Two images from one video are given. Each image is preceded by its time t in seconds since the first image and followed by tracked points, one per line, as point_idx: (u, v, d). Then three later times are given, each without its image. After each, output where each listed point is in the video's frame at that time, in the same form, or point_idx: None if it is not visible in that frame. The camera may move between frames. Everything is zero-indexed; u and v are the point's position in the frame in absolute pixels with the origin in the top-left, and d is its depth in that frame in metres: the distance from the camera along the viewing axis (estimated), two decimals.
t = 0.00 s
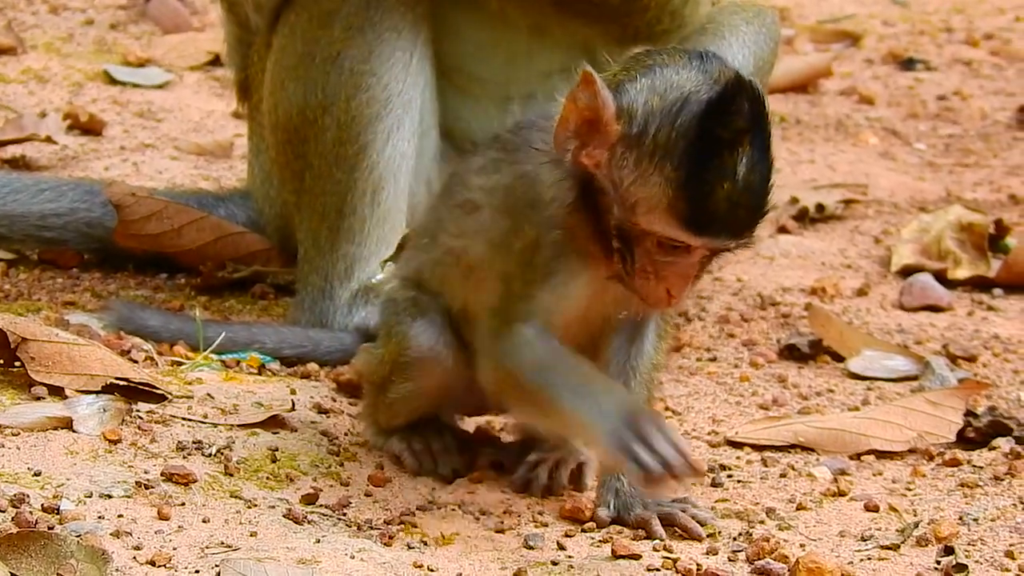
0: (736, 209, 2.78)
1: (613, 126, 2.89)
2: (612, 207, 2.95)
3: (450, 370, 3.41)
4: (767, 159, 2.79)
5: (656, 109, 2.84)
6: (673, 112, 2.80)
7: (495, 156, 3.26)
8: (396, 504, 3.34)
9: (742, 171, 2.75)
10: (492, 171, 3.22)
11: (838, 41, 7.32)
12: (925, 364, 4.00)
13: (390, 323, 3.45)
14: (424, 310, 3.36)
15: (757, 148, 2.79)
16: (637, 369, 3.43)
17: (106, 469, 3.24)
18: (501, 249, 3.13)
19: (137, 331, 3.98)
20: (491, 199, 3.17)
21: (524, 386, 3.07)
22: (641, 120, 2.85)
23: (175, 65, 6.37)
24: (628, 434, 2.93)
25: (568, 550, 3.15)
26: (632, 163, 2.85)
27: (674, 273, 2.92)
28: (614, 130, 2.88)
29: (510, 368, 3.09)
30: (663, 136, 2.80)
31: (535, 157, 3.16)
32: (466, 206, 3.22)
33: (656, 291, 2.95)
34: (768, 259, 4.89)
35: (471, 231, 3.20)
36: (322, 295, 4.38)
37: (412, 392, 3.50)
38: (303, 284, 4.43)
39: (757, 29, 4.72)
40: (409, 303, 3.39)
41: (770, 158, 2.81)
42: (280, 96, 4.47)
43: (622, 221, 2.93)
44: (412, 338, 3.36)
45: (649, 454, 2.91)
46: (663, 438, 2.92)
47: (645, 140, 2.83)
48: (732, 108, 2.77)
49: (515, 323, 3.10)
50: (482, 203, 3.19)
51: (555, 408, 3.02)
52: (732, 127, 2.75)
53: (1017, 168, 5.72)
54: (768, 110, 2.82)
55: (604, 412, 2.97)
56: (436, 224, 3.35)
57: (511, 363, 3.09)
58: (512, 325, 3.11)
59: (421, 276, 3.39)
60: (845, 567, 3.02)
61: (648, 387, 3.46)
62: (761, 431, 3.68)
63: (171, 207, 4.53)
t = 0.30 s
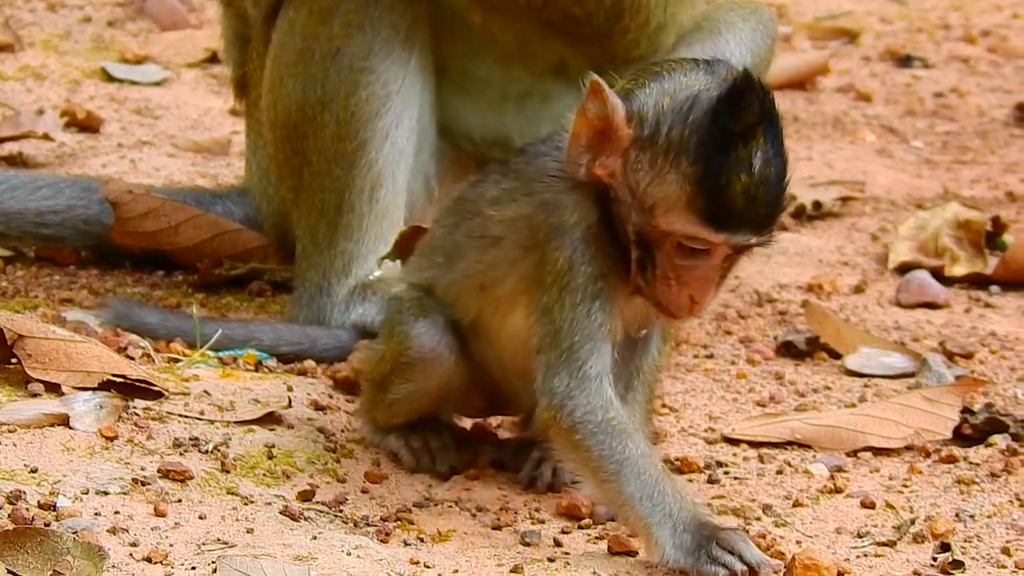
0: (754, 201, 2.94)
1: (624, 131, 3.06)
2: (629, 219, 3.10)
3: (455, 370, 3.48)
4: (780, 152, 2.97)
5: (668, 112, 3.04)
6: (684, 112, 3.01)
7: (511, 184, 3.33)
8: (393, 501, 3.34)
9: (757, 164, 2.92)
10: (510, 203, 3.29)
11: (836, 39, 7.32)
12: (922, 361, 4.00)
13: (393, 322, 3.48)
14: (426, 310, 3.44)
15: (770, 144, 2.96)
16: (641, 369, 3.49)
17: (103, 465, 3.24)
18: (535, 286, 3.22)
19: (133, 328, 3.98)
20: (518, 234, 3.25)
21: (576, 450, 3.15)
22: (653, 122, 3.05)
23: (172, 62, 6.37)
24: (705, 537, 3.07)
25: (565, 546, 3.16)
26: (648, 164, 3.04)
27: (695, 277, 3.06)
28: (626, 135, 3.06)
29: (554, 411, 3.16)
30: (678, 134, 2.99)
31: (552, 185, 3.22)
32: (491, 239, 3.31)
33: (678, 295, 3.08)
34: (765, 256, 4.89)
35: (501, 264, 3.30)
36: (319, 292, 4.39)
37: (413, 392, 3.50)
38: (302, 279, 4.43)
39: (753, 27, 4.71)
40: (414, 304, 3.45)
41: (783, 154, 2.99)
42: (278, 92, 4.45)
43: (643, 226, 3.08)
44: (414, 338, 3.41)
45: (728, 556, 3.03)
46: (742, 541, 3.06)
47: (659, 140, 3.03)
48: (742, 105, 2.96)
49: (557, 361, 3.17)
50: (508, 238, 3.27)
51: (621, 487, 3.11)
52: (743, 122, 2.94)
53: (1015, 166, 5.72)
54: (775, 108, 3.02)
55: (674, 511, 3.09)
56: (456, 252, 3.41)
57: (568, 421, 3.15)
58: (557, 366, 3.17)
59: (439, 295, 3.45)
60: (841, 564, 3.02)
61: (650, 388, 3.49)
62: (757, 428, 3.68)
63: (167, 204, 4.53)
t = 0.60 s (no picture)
0: (761, 189, 2.93)
1: (630, 120, 3.06)
2: (635, 208, 3.10)
3: (456, 369, 3.48)
4: (787, 142, 2.96)
5: (675, 102, 3.04)
6: (691, 102, 3.01)
7: (513, 184, 3.34)
8: (390, 499, 3.34)
9: (764, 151, 2.90)
10: (513, 202, 3.31)
11: (834, 37, 7.32)
12: (920, 359, 4.00)
13: (394, 322, 3.48)
14: (428, 309, 3.44)
15: (777, 134, 2.95)
16: (640, 367, 3.49)
17: (101, 463, 3.24)
18: (539, 282, 3.22)
19: (132, 326, 3.98)
20: (521, 233, 3.26)
21: (576, 443, 3.15)
22: (660, 111, 3.06)
23: (170, 61, 6.36)
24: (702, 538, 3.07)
25: (563, 544, 3.16)
26: (655, 154, 3.04)
27: (700, 267, 3.06)
28: (632, 125, 3.06)
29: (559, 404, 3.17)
30: (686, 123, 2.99)
31: (558, 182, 3.23)
32: (494, 239, 3.33)
33: (683, 284, 3.08)
34: (763, 255, 4.88)
35: (504, 263, 3.30)
36: (318, 290, 4.39)
37: (414, 389, 3.50)
38: (300, 278, 4.42)
39: (752, 25, 4.72)
40: (414, 304, 3.46)
41: (791, 145, 2.98)
42: (278, 90, 4.44)
43: (648, 216, 3.07)
44: (415, 335, 3.41)
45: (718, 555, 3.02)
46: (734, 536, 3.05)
47: (666, 129, 3.03)
48: (749, 93, 2.95)
49: (561, 357, 3.17)
50: (510, 237, 3.29)
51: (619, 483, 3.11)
52: (751, 110, 2.93)
53: (1013, 164, 5.72)
54: (782, 99, 3.01)
55: (673, 510, 3.09)
56: (457, 252, 3.44)
57: (571, 414, 3.15)
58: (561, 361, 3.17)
59: (439, 295, 3.47)
60: (840, 563, 3.02)
61: (649, 385, 3.49)
62: (756, 426, 3.68)
63: (165, 203, 4.53)
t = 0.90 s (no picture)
0: (759, 173, 2.96)
1: (623, 112, 3.06)
2: (630, 200, 3.10)
3: (455, 369, 3.47)
4: (780, 126, 3.00)
5: (668, 91, 3.06)
6: (684, 90, 3.03)
7: (505, 182, 3.32)
8: (389, 497, 3.34)
9: (760, 135, 2.94)
10: (506, 200, 3.29)
11: (835, 37, 7.32)
12: (919, 358, 4.00)
13: (393, 320, 3.47)
14: (426, 308, 3.43)
15: (769, 118, 2.98)
16: (636, 366, 3.47)
17: (99, 460, 3.23)
18: (531, 283, 3.20)
19: (130, 323, 3.98)
20: (512, 230, 3.24)
21: (565, 445, 3.14)
22: (653, 100, 3.07)
23: (170, 58, 6.36)
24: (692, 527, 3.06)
25: (561, 542, 3.15)
26: (651, 143, 3.05)
27: (699, 255, 3.07)
28: (624, 117, 3.07)
29: (546, 404, 3.15)
30: (680, 110, 3.01)
31: (551, 181, 3.21)
32: (486, 237, 3.30)
33: (682, 273, 3.09)
34: (762, 253, 4.88)
35: (495, 262, 3.28)
36: (317, 288, 4.40)
37: (413, 387, 3.50)
38: (298, 275, 4.43)
39: (752, 23, 4.69)
40: (413, 304, 3.44)
41: (783, 128, 3.02)
42: (279, 86, 4.45)
43: (646, 206, 3.07)
44: (414, 334, 3.40)
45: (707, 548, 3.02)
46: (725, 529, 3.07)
47: (660, 117, 3.05)
48: (740, 79, 2.99)
49: (550, 355, 3.16)
50: (503, 236, 3.26)
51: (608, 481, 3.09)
52: (744, 95, 2.96)
53: (1013, 164, 5.72)
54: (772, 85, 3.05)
55: (663, 503, 3.08)
56: (451, 252, 3.42)
57: (558, 416, 3.14)
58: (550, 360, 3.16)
59: (434, 293, 3.45)
60: (838, 562, 3.02)
61: (645, 382, 3.48)
62: (754, 424, 3.68)
63: (164, 200, 4.54)
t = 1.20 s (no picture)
0: (752, 192, 2.94)
1: (624, 113, 3.02)
2: (621, 202, 3.06)
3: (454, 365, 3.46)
4: (778, 147, 2.99)
5: (671, 98, 3.02)
6: (688, 100, 2.99)
7: (494, 165, 3.35)
8: (387, 492, 3.34)
9: (758, 155, 2.92)
10: (490, 174, 3.32)
11: (833, 32, 7.31)
12: (918, 354, 4.00)
13: (389, 315, 3.51)
14: (420, 301, 3.46)
15: (769, 138, 2.97)
16: (630, 363, 3.47)
17: (97, 455, 3.23)
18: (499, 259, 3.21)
19: (129, 318, 3.98)
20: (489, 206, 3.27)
21: (502, 388, 3.19)
22: (656, 106, 3.03)
23: (169, 53, 6.36)
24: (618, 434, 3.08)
25: (560, 538, 3.15)
26: (648, 149, 3.01)
27: (683, 264, 3.03)
28: (626, 117, 3.03)
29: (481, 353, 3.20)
30: (682, 121, 2.97)
31: (536, 161, 3.23)
32: (467, 211, 3.34)
33: (664, 280, 3.05)
34: (761, 249, 4.88)
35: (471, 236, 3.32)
36: (315, 284, 4.38)
37: (411, 381, 3.52)
38: (297, 270, 4.42)
39: (748, 18, 4.55)
40: (409, 297, 3.48)
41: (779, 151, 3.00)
42: (270, 81, 4.45)
43: (636, 211, 3.03)
44: (410, 327, 3.44)
45: (634, 454, 3.06)
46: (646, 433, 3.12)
47: (661, 125, 3.00)
48: (745, 95, 2.97)
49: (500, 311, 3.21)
50: (480, 210, 3.30)
51: (543, 409, 3.15)
52: (747, 112, 2.94)
53: (1011, 159, 5.72)
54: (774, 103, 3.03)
55: (590, 417, 3.11)
56: (439, 242, 3.44)
57: (493, 365, 3.18)
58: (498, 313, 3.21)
59: (426, 285, 3.46)
60: (836, 557, 3.02)
61: (641, 379, 3.49)
62: (753, 420, 3.67)
63: (162, 194, 4.55)
